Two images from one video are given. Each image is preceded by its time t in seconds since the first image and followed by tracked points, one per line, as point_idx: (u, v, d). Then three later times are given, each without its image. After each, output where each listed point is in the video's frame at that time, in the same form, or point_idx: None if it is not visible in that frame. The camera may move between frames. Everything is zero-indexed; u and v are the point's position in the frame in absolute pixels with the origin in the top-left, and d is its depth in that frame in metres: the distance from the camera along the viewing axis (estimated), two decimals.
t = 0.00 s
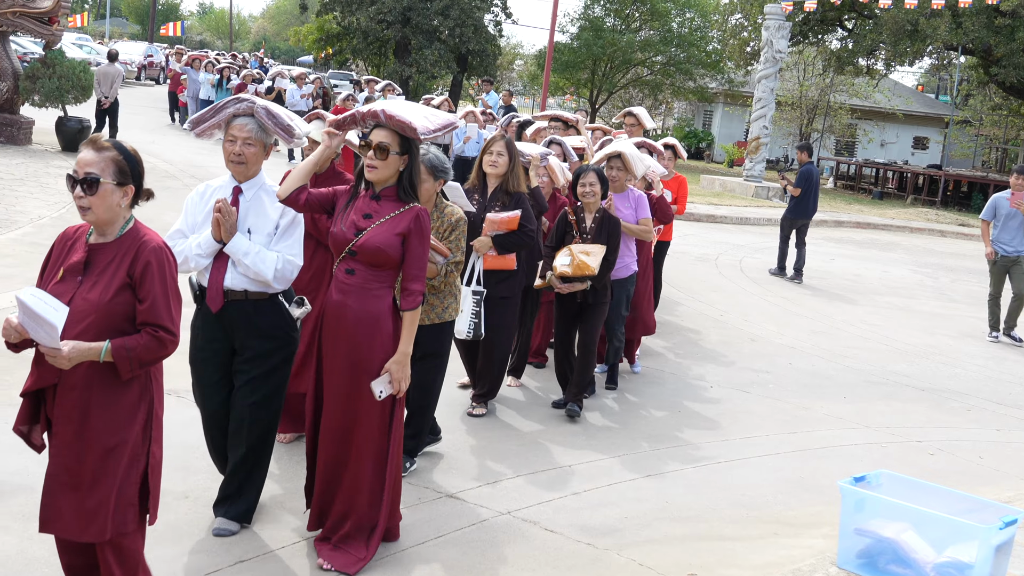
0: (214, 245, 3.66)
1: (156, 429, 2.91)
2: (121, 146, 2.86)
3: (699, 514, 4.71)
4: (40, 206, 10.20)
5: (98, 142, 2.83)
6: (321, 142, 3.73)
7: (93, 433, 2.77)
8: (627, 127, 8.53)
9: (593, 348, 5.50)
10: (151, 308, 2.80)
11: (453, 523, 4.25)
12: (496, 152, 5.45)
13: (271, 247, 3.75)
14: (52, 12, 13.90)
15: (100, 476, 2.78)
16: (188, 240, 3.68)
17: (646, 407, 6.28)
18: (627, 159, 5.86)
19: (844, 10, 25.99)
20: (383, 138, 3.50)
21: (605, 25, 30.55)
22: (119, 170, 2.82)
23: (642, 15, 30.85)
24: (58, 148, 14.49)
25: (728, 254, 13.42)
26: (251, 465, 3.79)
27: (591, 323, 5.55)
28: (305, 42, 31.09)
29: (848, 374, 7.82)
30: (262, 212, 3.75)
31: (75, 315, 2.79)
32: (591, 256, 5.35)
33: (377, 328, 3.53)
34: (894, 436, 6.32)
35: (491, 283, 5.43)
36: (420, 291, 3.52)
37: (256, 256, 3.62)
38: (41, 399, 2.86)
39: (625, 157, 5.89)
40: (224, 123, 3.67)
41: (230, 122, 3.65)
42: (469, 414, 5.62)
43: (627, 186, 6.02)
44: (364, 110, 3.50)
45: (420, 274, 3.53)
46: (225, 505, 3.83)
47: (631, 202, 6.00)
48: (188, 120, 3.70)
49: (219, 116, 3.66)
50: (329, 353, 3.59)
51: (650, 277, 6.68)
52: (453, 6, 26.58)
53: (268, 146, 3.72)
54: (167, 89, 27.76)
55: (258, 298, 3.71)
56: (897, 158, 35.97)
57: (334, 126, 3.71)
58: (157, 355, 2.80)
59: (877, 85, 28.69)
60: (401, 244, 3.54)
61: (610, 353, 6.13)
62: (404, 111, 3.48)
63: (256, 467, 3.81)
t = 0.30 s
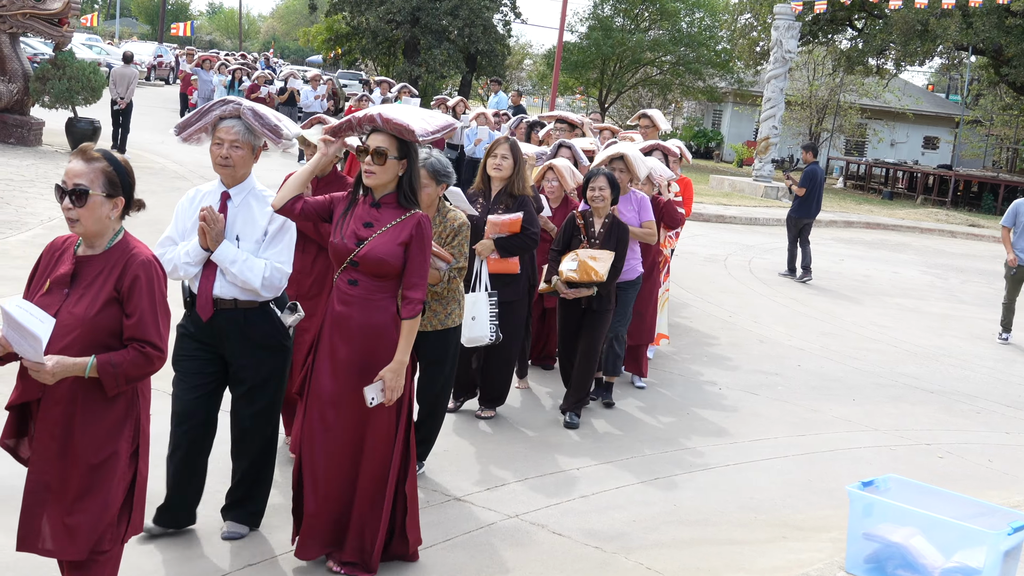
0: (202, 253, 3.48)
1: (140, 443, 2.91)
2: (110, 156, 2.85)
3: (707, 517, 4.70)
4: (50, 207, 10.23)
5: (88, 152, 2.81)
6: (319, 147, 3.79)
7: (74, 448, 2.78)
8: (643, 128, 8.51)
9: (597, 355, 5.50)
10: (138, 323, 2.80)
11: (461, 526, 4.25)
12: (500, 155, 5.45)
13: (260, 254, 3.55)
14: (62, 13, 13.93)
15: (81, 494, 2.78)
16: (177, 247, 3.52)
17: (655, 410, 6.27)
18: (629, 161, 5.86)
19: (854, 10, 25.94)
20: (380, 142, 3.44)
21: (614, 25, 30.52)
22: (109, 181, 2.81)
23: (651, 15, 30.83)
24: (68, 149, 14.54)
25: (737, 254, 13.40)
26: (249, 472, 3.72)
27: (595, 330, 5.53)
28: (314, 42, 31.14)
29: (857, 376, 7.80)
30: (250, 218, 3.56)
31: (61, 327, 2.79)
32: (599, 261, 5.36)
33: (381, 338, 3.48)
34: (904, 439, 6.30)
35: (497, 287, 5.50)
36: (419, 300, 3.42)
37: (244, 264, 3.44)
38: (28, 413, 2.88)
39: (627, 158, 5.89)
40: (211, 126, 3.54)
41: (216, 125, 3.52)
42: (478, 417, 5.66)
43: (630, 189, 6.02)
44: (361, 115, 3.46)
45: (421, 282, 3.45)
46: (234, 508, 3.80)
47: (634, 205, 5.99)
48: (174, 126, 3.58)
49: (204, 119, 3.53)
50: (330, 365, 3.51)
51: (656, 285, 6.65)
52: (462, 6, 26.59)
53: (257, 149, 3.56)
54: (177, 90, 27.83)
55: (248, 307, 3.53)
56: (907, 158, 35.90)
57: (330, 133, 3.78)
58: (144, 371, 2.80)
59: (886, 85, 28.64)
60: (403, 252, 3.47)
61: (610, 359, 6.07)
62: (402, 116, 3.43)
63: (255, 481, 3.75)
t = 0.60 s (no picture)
0: (176, 242, 3.47)
1: (126, 446, 2.88)
2: (108, 150, 2.84)
3: (711, 511, 4.70)
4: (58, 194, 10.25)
5: (85, 145, 2.79)
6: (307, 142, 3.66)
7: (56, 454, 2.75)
8: (658, 119, 8.51)
9: (604, 348, 5.50)
10: (127, 323, 2.78)
11: (467, 517, 4.27)
12: (488, 149, 5.35)
13: (235, 246, 3.54)
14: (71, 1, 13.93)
15: (60, 498, 2.77)
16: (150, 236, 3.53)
17: (661, 404, 6.27)
18: (634, 153, 5.87)
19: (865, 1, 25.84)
20: (372, 137, 3.38)
21: (624, 14, 30.43)
22: (105, 175, 2.80)
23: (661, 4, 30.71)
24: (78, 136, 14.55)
25: (745, 246, 13.39)
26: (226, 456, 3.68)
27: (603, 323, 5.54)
28: (324, 30, 31.11)
29: (864, 369, 7.79)
30: (227, 209, 3.56)
31: (45, 324, 2.76)
32: (605, 253, 5.32)
33: (378, 334, 3.45)
34: (910, 433, 6.30)
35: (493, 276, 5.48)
36: (420, 298, 3.44)
37: (217, 254, 3.43)
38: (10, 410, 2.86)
39: (632, 151, 5.90)
40: (190, 115, 3.51)
41: (196, 115, 3.49)
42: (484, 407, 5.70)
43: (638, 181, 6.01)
44: (353, 108, 3.41)
45: (420, 281, 3.46)
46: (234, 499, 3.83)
47: (642, 197, 5.98)
48: (153, 115, 3.55)
49: (185, 108, 3.50)
50: (327, 364, 3.47)
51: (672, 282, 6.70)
52: None
53: (236, 140, 3.56)
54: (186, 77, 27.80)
55: (220, 300, 3.53)
56: (917, 150, 35.80)
57: (319, 124, 3.66)
58: (131, 373, 2.78)
59: (897, 76, 28.55)
60: (398, 250, 3.44)
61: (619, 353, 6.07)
62: (393, 108, 3.38)
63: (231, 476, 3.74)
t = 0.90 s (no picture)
0: (158, 229, 3.48)
1: (120, 440, 2.82)
2: (96, 139, 2.78)
3: (713, 502, 4.72)
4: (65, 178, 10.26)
5: (73, 131, 2.74)
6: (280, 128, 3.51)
7: (51, 452, 2.67)
8: (667, 109, 8.45)
9: (608, 343, 5.54)
10: (116, 320, 2.72)
11: (470, 507, 4.29)
12: (476, 135, 5.31)
13: (220, 233, 3.55)
14: None
15: (51, 497, 2.68)
16: (133, 221, 3.53)
17: (663, 396, 6.28)
18: (635, 143, 5.93)
19: None
20: (347, 125, 3.32)
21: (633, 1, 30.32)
22: (92, 164, 2.74)
23: None
24: (85, 119, 14.57)
25: (752, 235, 13.39)
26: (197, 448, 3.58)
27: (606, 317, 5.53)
28: (332, 15, 31.03)
29: (868, 361, 7.79)
30: (210, 194, 3.56)
31: (34, 321, 2.70)
32: (614, 250, 5.27)
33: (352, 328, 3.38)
34: (913, 426, 6.30)
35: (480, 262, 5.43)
36: (400, 289, 3.43)
37: (203, 242, 3.42)
38: None
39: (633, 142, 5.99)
40: (175, 98, 3.54)
41: (181, 96, 3.51)
42: (487, 397, 5.73)
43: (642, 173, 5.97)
44: (328, 95, 3.33)
45: (398, 273, 3.43)
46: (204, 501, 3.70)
47: (645, 190, 5.95)
48: (139, 95, 3.57)
49: (169, 88, 3.54)
50: (301, 358, 3.37)
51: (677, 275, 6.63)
52: None
53: (221, 123, 3.57)
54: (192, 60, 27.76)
55: (204, 287, 3.51)
56: (925, 140, 35.69)
57: (292, 110, 3.54)
58: (121, 368, 2.71)
59: (906, 66, 28.43)
60: (373, 242, 3.38)
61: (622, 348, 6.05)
62: (369, 95, 3.31)
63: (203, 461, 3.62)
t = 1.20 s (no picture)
0: (145, 228, 3.49)
1: (94, 441, 2.79)
2: (62, 133, 2.75)
3: (713, 499, 4.73)
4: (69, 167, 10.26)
5: (38, 125, 2.72)
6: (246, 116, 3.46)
7: (21, 458, 2.65)
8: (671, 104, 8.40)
9: (607, 341, 5.54)
10: (84, 318, 2.69)
11: (470, 502, 4.30)
12: (466, 130, 5.24)
13: (207, 232, 3.57)
14: None
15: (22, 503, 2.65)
16: (119, 220, 3.53)
17: (664, 392, 6.29)
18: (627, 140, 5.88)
19: None
20: (315, 116, 3.28)
21: None
22: (57, 160, 2.71)
23: None
24: (90, 109, 14.56)
25: (755, 231, 13.38)
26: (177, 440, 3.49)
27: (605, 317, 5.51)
28: (337, 5, 30.98)
29: (870, 359, 7.80)
30: (198, 194, 3.59)
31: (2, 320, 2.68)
32: (614, 250, 5.26)
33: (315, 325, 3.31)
34: (914, 424, 6.30)
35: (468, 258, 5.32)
36: (355, 282, 3.30)
37: (190, 241, 3.43)
38: None
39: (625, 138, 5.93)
40: (160, 94, 3.52)
41: (167, 94, 3.51)
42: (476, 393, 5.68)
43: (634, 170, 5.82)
44: (292, 83, 3.30)
45: (359, 267, 3.32)
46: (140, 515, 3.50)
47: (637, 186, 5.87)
48: (121, 93, 3.54)
49: (154, 86, 3.51)
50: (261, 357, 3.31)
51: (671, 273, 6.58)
52: None
53: (207, 119, 3.56)
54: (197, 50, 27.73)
55: (191, 287, 3.51)
56: (930, 136, 35.59)
57: (258, 99, 3.44)
58: (88, 369, 2.68)
59: (912, 62, 28.35)
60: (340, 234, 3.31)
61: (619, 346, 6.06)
62: (337, 85, 3.28)
63: (187, 457, 3.56)
